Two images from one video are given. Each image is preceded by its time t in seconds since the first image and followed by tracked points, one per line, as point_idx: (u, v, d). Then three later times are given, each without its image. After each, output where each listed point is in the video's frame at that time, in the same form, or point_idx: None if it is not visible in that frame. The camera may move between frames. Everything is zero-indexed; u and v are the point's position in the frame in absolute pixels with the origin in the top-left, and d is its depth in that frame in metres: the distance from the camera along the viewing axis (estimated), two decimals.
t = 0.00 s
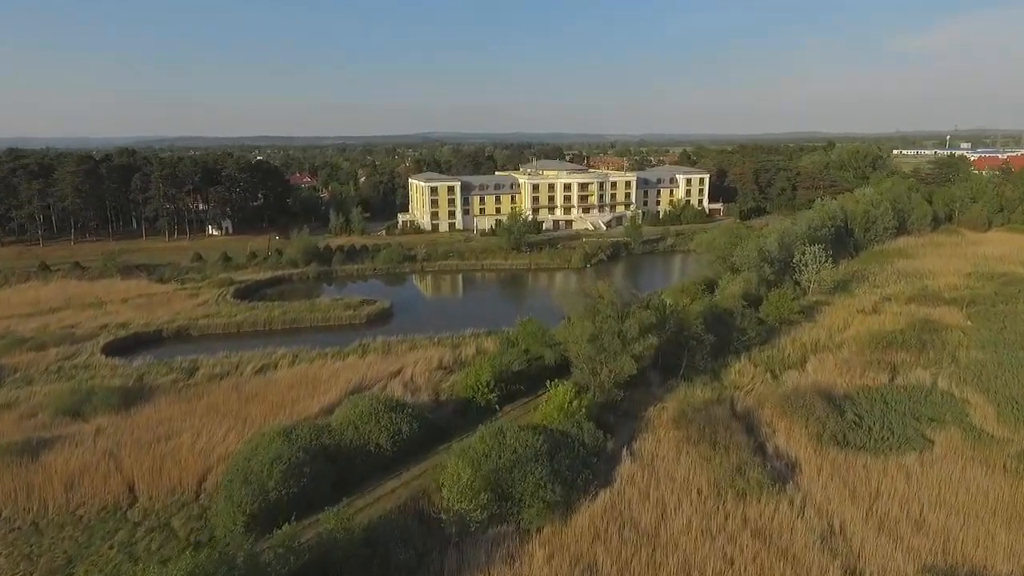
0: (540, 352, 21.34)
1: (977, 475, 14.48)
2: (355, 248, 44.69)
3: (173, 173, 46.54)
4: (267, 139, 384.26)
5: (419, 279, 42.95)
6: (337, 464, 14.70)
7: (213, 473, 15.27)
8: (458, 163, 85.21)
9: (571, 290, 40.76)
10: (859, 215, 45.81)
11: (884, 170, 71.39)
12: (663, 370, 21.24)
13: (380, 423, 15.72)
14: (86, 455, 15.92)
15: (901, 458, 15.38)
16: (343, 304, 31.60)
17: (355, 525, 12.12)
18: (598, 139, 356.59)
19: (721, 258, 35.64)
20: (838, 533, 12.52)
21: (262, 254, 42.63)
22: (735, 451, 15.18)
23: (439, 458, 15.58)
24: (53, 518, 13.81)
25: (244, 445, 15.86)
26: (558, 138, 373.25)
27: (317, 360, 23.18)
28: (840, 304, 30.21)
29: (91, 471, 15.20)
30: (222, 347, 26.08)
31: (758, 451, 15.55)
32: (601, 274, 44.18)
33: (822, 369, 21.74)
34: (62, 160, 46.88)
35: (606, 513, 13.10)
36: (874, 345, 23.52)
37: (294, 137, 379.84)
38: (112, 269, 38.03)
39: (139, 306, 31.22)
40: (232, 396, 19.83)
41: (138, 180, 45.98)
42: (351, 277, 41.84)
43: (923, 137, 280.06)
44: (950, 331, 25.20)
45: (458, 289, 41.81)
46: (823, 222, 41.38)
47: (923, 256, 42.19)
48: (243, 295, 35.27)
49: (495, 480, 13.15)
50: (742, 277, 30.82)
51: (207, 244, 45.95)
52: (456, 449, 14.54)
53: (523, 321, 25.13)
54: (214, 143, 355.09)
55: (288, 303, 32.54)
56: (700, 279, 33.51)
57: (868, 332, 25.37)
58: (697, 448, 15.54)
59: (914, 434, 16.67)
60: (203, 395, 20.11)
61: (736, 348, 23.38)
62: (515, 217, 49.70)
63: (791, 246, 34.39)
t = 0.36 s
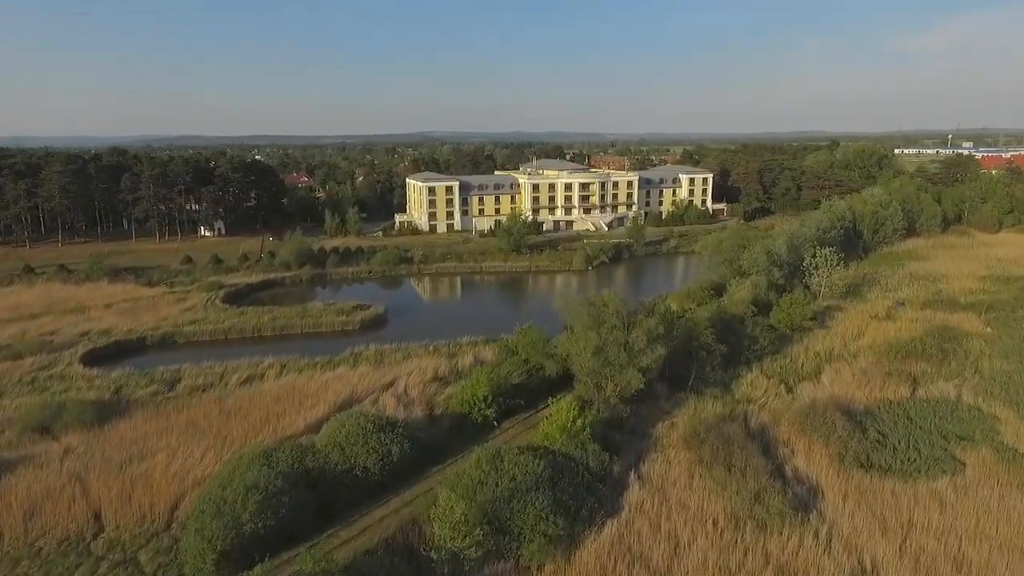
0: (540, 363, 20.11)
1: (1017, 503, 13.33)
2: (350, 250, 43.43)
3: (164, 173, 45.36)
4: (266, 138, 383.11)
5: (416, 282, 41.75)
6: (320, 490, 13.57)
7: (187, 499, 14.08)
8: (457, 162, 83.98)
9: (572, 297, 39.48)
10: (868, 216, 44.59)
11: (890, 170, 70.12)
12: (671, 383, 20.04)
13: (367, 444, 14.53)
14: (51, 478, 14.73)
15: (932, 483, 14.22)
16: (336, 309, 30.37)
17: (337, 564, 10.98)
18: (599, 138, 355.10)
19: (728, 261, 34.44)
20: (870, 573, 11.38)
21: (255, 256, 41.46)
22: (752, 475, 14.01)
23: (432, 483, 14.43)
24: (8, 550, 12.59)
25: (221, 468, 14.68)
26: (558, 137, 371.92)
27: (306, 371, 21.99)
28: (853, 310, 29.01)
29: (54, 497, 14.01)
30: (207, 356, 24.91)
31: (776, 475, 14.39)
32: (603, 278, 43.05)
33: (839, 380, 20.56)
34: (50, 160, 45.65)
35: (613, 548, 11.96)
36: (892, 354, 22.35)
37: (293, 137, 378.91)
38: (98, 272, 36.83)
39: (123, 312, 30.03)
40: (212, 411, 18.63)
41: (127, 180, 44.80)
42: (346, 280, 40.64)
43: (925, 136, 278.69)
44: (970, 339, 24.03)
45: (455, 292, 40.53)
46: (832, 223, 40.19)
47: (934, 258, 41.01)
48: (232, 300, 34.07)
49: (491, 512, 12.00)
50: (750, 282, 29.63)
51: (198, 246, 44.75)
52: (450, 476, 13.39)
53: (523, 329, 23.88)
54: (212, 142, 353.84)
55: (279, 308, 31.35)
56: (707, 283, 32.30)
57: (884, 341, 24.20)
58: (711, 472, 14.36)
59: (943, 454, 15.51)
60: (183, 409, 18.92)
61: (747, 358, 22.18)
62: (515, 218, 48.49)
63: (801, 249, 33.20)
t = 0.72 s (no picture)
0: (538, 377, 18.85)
1: None
2: (344, 253, 42.16)
3: (153, 173, 44.11)
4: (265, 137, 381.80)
5: (412, 285, 40.49)
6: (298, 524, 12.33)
7: (153, 532, 12.78)
8: (455, 161, 82.70)
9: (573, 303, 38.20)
10: (877, 217, 43.37)
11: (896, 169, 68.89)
12: (679, 397, 18.84)
13: (351, 472, 13.28)
14: (5, 507, 13.43)
15: (970, 514, 12.98)
16: (327, 315, 29.09)
17: None
18: (599, 138, 353.62)
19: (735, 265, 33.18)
20: None
21: (245, 259, 40.28)
22: (773, 506, 12.76)
23: (421, 515, 13.20)
24: None
25: (192, 497, 13.40)
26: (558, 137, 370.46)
27: (292, 384, 20.74)
28: (866, 317, 27.78)
29: (6, 530, 12.70)
30: (189, 367, 23.65)
31: (798, 505, 13.17)
32: (604, 282, 41.90)
33: (858, 393, 19.33)
34: (35, 160, 44.40)
35: None
36: (913, 365, 21.11)
37: (292, 136, 377.45)
38: (82, 276, 35.59)
39: (105, 318, 28.79)
40: (189, 430, 17.37)
41: (115, 181, 43.55)
42: (339, 284, 39.42)
43: (927, 136, 277.33)
44: (993, 348, 22.80)
45: (453, 296, 39.27)
46: (841, 225, 38.95)
47: (946, 261, 39.75)
48: (220, 306, 32.76)
49: (486, 553, 10.79)
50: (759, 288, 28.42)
51: (188, 249, 43.55)
52: (441, 509, 12.15)
53: (522, 339, 22.61)
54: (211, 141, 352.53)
55: (267, 313, 30.09)
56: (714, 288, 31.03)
57: (902, 351, 22.97)
58: (727, 501, 13.13)
59: (978, 479, 14.28)
60: (158, 427, 17.66)
61: (759, 370, 20.96)
62: (514, 219, 47.28)
63: (810, 252, 31.98)
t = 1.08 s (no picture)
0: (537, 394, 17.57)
1: None
2: (337, 256, 40.78)
3: (140, 174, 42.79)
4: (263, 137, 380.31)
5: (407, 289, 39.18)
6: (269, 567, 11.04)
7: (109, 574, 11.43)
8: (453, 161, 81.36)
9: (575, 311, 36.59)
10: (887, 218, 42.07)
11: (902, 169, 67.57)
12: (689, 416, 17.56)
13: (330, 507, 11.99)
14: None
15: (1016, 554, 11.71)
16: (316, 322, 27.75)
17: None
18: (598, 137, 352.34)
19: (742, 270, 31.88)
20: None
21: (235, 262, 39.08)
22: (799, 546, 11.47)
23: (408, 556, 11.92)
24: None
25: (155, 533, 12.06)
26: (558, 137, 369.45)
27: (274, 399, 19.44)
28: (881, 325, 26.44)
29: None
30: (168, 380, 22.35)
31: (826, 543, 11.88)
32: (606, 286, 40.61)
33: (880, 410, 18.03)
34: (19, 160, 43.08)
35: None
36: (937, 379, 19.81)
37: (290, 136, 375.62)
38: (64, 281, 34.32)
39: (83, 326, 27.46)
40: (160, 452, 16.05)
41: (101, 181, 42.23)
42: (331, 289, 38.04)
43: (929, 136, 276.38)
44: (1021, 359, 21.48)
45: (449, 301, 37.93)
46: (851, 227, 37.62)
47: (959, 264, 38.46)
48: (207, 313, 31.43)
49: None
50: (769, 295, 27.08)
51: (176, 252, 42.21)
52: (428, 551, 10.85)
53: (520, 350, 21.28)
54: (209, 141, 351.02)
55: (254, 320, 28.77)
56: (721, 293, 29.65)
57: (923, 362, 21.67)
58: (747, 539, 11.85)
59: (1022, 512, 12.99)
60: (127, 448, 16.34)
61: (773, 385, 19.63)
62: (513, 221, 45.97)
63: (821, 256, 30.67)
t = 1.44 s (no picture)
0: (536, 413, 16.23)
1: None
2: (329, 259, 39.43)
3: (126, 175, 41.44)
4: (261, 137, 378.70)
5: (402, 294, 37.82)
6: None
7: None
8: (451, 161, 80.00)
9: (576, 318, 35.22)
10: (897, 220, 40.74)
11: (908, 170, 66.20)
12: (700, 437, 16.21)
13: (301, 552, 10.64)
14: None
15: None
16: (304, 330, 26.41)
17: None
18: (598, 137, 350.60)
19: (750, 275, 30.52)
20: None
21: (223, 266, 37.75)
22: None
23: None
24: None
25: None
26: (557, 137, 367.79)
27: (254, 418, 18.09)
28: (898, 334, 25.11)
29: None
30: (143, 395, 20.99)
31: None
32: (607, 291, 39.26)
33: (907, 430, 16.69)
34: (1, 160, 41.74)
35: None
36: (965, 395, 18.47)
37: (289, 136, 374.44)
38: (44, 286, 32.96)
39: (59, 335, 26.10)
40: (124, 478, 14.71)
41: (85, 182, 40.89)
42: (322, 294, 36.70)
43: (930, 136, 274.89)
44: None
45: (445, 306, 36.62)
46: (861, 230, 36.27)
47: (973, 268, 37.14)
48: (191, 321, 30.09)
49: None
50: (780, 302, 25.73)
51: (163, 256, 40.85)
52: None
53: (518, 364, 19.94)
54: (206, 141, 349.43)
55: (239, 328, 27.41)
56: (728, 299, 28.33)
57: (947, 376, 20.35)
58: None
59: None
60: (89, 474, 14.98)
61: (789, 402, 18.31)
62: (511, 223, 44.62)
63: (833, 261, 29.32)
